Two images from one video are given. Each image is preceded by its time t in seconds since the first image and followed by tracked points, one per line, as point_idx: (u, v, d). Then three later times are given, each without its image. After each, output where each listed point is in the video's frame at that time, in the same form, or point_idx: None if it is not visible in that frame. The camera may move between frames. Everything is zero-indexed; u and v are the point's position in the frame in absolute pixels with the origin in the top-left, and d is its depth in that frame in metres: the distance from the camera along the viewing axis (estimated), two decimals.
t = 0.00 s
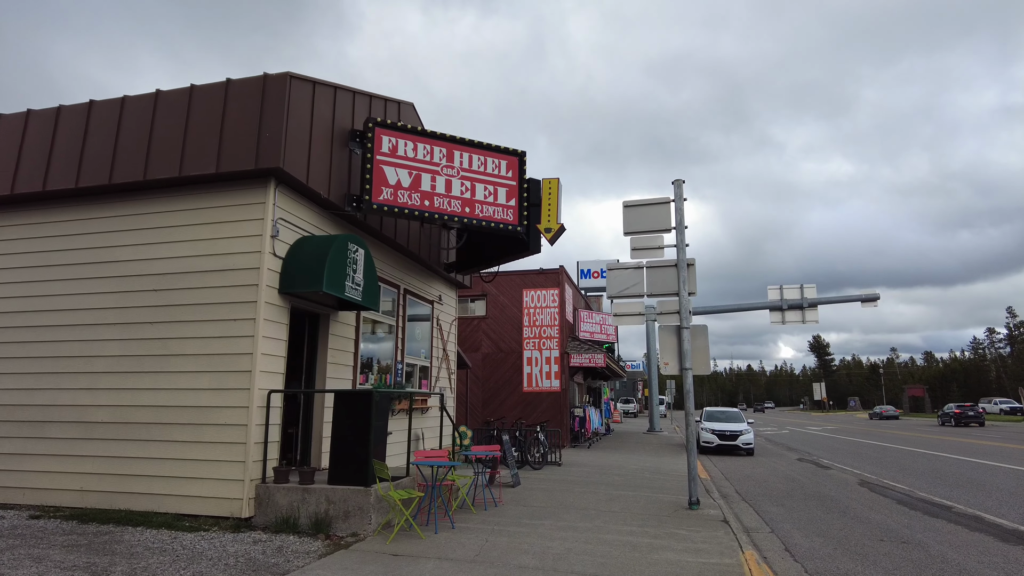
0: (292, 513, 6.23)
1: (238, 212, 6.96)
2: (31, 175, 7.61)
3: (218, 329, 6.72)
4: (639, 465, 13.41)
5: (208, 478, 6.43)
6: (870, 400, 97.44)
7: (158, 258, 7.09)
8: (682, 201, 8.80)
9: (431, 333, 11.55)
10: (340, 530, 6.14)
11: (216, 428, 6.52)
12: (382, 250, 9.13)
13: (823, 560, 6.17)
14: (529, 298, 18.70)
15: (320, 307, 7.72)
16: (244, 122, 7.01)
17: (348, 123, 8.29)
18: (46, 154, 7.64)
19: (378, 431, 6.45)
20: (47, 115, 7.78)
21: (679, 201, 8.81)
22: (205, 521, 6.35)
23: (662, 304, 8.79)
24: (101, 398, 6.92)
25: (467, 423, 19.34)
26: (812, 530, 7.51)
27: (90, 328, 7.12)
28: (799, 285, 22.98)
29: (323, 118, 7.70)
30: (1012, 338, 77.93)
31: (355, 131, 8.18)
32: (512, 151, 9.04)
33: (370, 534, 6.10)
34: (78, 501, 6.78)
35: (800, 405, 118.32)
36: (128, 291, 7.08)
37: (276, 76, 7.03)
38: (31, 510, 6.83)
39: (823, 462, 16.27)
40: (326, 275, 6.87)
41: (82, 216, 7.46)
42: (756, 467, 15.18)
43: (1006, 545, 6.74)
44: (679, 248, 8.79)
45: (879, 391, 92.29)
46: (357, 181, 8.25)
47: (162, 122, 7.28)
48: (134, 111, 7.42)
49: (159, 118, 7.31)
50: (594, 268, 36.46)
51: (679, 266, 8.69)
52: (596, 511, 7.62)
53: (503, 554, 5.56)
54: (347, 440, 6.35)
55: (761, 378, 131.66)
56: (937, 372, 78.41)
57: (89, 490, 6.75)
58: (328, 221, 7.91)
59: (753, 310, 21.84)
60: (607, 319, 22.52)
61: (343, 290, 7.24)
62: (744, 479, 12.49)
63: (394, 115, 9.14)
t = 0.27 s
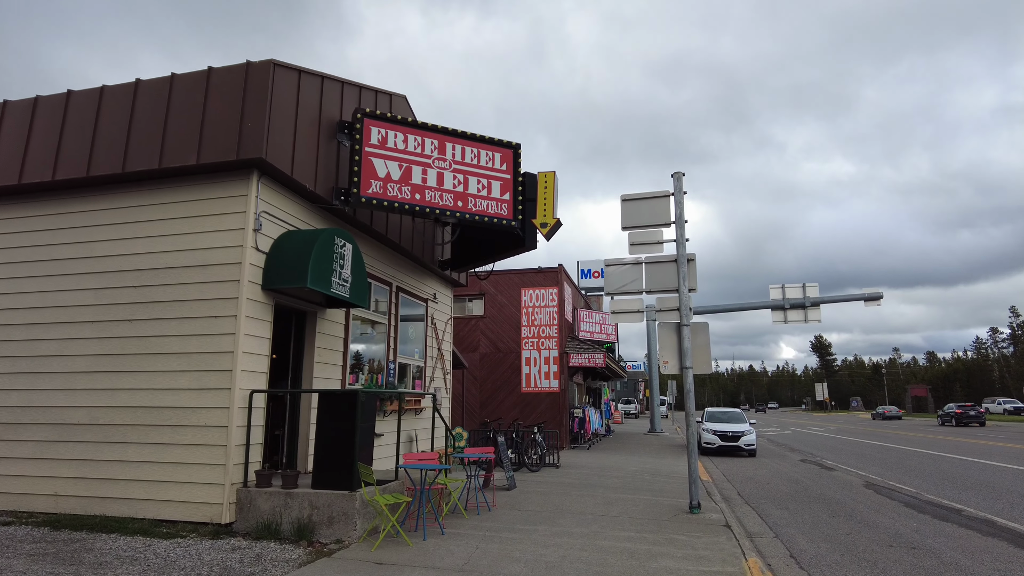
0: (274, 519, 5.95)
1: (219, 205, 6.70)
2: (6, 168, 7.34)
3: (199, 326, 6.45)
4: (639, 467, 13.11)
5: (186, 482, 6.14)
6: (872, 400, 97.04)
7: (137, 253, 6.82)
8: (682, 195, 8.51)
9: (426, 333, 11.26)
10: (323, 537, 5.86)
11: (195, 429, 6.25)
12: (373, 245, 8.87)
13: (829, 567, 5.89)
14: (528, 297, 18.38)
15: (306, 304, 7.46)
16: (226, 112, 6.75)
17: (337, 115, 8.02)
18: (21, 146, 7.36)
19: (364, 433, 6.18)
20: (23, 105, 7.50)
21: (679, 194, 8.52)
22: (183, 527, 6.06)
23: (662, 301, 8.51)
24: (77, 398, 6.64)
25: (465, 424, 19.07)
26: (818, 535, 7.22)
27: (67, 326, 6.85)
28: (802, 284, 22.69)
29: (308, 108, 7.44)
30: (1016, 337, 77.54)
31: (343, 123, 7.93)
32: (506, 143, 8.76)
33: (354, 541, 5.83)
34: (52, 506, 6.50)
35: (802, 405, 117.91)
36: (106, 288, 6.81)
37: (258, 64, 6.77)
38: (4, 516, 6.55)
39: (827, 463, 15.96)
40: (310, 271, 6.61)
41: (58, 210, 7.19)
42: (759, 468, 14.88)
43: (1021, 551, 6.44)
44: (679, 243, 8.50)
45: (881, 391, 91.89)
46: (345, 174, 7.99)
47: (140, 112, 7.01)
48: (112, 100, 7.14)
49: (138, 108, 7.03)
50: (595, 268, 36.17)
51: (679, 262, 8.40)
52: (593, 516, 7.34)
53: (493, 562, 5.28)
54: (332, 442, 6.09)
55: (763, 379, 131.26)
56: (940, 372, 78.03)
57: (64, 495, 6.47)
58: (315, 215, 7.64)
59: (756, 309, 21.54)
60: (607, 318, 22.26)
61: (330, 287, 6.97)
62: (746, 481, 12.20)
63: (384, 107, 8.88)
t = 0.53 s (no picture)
0: (260, 524, 5.73)
1: (205, 199, 6.48)
2: None
3: (183, 324, 6.23)
4: (640, 468, 12.88)
5: (170, 486, 5.91)
6: (874, 400, 96.71)
7: (120, 249, 6.60)
8: (683, 189, 8.28)
9: (422, 332, 11.04)
10: (311, 542, 5.63)
11: (179, 431, 6.02)
12: (366, 241, 8.66)
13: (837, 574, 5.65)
14: (528, 296, 18.22)
15: (296, 301, 7.26)
16: (212, 103, 6.53)
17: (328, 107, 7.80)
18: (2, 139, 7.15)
19: (353, 435, 5.96)
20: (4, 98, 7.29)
21: (680, 188, 8.29)
22: (166, 531, 5.84)
23: (663, 298, 8.27)
24: (58, 399, 6.43)
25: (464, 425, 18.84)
26: (824, 539, 6.99)
27: (49, 325, 6.63)
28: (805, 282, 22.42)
29: (297, 100, 7.22)
30: (1019, 336, 77.21)
31: (334, 115, 7.71)
32: (502, 136, 8.54)
33: (343, 547, 5.61)
34: (32, 511, 6.28)
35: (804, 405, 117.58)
36: (88, 285, 6.60)
37: (245, 53, 6.56)
38: None
39: (831, 463, 15.73)
40: (298, 268, 6.39)
41: (40, 206, 6.97)
42: (762, 469, 14.64)
43: None
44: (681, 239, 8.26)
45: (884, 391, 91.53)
46: (336, 168, 7.77)
47: (123, 103, 6.79)
48: (94, 92, 6.92)
49: (121, 99, 6.81)
50: (595, 267, 35.94)
51: (681, 258, 8.17)
52: (592, 519, 7.10)
53: (487, 570, 5.06)
54: (320, 444, 5.87)
55: (765, 378, 130.93)
56: (943, 371, 77.68)
57: (44, 499, 6.26)
58: (305, 209, 7.43)
59: (758, 308, 21.31)
60: (608, 317, 22.09)
61: (320, 283, 6.77)
62: (749, 482, 11.97)
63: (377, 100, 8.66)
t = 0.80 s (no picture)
0: (245, 525, 5.45)
1: (190, 187, 6.21)
2: None
3: (166, 316, 5.96)
4: (642, 468, 12.59)
5: (150, 486, 5.64)
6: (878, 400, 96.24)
7: (103, 239, 6.35)
8: (688, 179, 7.99)
9: (420, 328, 10.77)
10: (298, 545, 5.37)
11: (161, 428, 5.75)
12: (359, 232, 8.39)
13: None
14: (529, 294, 18.22)
15: (286, 294, 7.02)
16: (198, 87, 6.27)
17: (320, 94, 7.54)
18: None
19: (342, 432, 5.69)
20: None
21: (685, 178, 8.01)
22: (147, 533, 5.57)
23: (667, 292, 7.98)
24: (37, 395, 6.17)
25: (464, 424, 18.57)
26: (835, 542, 6.71)
27: (30, 318, 6.38)
28: (809, 279, 22.07)
29: (287, 85, 6.96)
30: None
31: (327, 102, 7.45)
32: (501, 124, 8.26)
33: (332, 549, 5.34)
34: (9, 511, 6.02)
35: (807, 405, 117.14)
36: (70, 276, 6.34)
37: (232, 35, 6.30)
38: None
39: (838, 463, 15.44)
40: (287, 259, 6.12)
41: (21, 194, 6.72)
42: (767, 469, 14.35)
43: None
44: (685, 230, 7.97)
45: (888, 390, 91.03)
46: (328, 156, 7.51)
47: (106, 88, 6.53)
48: (77, 76, 6.66)
49: (104, 83, 6.56)
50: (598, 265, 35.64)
51: (685, 250, 7.88)
52: (594, 521, 6.82)
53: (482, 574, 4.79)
54: (308, 442, 5.61)
55: (768, 378, 130.49)
56: (947, 371, 77.22)
57: (22, 498, 6.00)
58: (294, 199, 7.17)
59: (762, 306, 21.00)
60: (611, 314, 21.85)
61: (309, 276, 6.52)
62: (755, 483, 11.68)
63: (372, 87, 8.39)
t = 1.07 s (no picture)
0: (224, 532, 5.18)
1: (170, 176, 5.93)
2: None
3: (145, 312, 5.69)
4: (643, 469, 12.33)
5: (125, 490, 5.36)
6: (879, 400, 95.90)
7: (80, 231, 6.07)
8: (691, 171, 7.72)
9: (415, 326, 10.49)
10: (280, 553, 5.10)
11: (137, 429, 5.47)
12: (349, 227, 8.12)
13: None
14: (528, 292, 18.03)
15: (272, 290, 6.75)
16: (178, 72, 5.98)
17: (309, 82, 7.25)
18: None
19: (327, 435, 5.41)
20: None
21: (688, 171, 7.73)
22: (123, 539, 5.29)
23: (669, 288, 7.70)
24: (10, 394, 5.90)
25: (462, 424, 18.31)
26: (843, 549, 6.45)
27: (4, 314, 6.12)
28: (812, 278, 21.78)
29: (274, 72, 6.68)
30: None
31: (316, 90, 7.17)
32: (498, 115, 7.99)
33: (316, 558, 5.07)
34: None
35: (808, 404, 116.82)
36: (46, 270, 6.07)
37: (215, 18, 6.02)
38: None
39: (842, 465, 15.17)
40: (271, 252, 5.85)
41: None
42: (771, 471, 14.07)
43: None
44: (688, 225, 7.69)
45: (889, 390, 90.72)
46: (318, 147, 7.23)
47: (84, 74, 6.25)
48: (55, 62, 6.39)
49: (82, 69, 6.28)
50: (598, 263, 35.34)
51: (688, 245, 7.60)
52: (592, 526, 6.56)
53: None
54: (292, 444, 5.35)
55: (769, 378, 130.16)
56: (950, 371, 76.89)
57: None
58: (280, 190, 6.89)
59: (764, 305, 20.71)
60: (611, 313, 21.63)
61: (296, 270, 6.24)
62: (758, 485, 11.40)
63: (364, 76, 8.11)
